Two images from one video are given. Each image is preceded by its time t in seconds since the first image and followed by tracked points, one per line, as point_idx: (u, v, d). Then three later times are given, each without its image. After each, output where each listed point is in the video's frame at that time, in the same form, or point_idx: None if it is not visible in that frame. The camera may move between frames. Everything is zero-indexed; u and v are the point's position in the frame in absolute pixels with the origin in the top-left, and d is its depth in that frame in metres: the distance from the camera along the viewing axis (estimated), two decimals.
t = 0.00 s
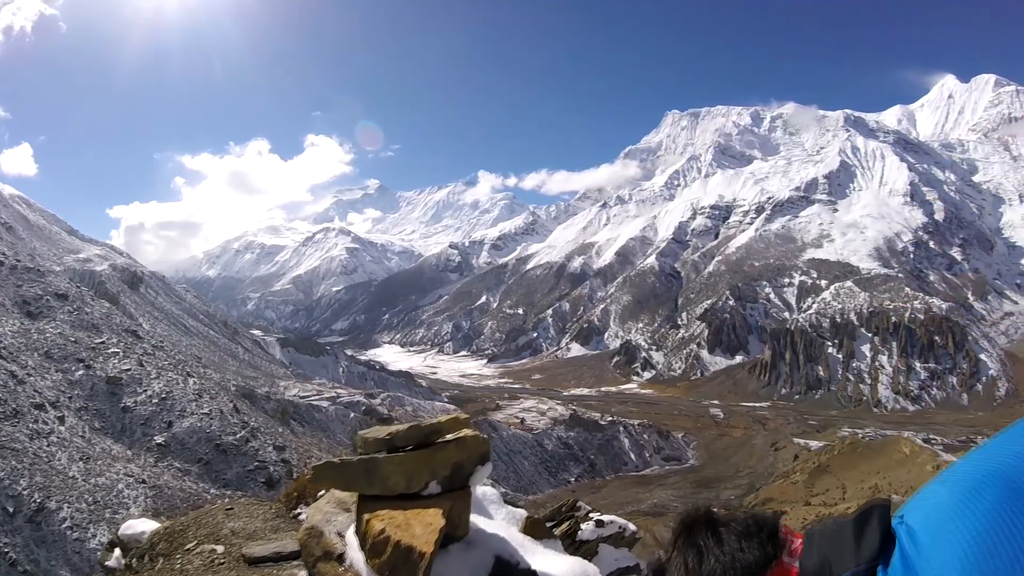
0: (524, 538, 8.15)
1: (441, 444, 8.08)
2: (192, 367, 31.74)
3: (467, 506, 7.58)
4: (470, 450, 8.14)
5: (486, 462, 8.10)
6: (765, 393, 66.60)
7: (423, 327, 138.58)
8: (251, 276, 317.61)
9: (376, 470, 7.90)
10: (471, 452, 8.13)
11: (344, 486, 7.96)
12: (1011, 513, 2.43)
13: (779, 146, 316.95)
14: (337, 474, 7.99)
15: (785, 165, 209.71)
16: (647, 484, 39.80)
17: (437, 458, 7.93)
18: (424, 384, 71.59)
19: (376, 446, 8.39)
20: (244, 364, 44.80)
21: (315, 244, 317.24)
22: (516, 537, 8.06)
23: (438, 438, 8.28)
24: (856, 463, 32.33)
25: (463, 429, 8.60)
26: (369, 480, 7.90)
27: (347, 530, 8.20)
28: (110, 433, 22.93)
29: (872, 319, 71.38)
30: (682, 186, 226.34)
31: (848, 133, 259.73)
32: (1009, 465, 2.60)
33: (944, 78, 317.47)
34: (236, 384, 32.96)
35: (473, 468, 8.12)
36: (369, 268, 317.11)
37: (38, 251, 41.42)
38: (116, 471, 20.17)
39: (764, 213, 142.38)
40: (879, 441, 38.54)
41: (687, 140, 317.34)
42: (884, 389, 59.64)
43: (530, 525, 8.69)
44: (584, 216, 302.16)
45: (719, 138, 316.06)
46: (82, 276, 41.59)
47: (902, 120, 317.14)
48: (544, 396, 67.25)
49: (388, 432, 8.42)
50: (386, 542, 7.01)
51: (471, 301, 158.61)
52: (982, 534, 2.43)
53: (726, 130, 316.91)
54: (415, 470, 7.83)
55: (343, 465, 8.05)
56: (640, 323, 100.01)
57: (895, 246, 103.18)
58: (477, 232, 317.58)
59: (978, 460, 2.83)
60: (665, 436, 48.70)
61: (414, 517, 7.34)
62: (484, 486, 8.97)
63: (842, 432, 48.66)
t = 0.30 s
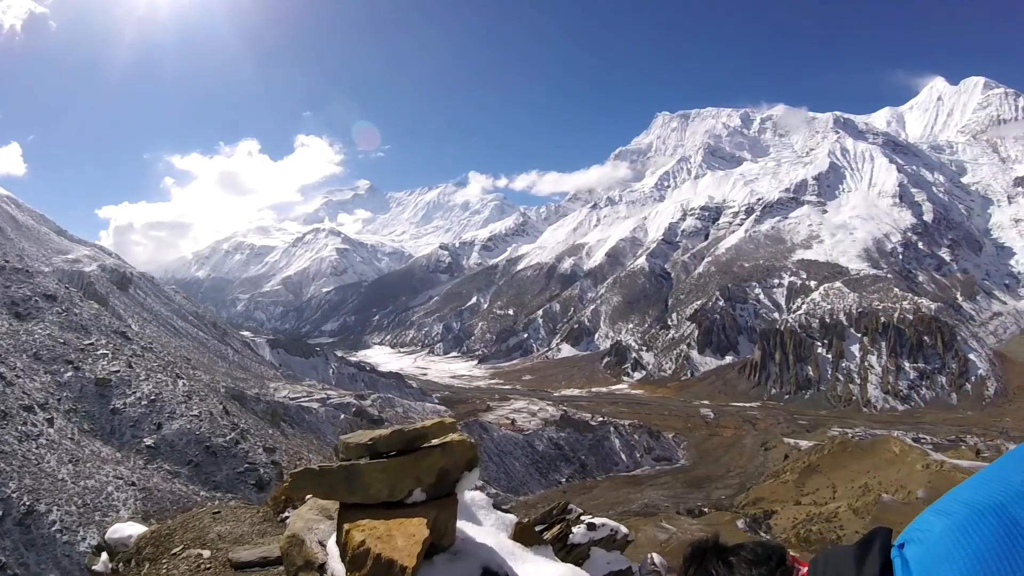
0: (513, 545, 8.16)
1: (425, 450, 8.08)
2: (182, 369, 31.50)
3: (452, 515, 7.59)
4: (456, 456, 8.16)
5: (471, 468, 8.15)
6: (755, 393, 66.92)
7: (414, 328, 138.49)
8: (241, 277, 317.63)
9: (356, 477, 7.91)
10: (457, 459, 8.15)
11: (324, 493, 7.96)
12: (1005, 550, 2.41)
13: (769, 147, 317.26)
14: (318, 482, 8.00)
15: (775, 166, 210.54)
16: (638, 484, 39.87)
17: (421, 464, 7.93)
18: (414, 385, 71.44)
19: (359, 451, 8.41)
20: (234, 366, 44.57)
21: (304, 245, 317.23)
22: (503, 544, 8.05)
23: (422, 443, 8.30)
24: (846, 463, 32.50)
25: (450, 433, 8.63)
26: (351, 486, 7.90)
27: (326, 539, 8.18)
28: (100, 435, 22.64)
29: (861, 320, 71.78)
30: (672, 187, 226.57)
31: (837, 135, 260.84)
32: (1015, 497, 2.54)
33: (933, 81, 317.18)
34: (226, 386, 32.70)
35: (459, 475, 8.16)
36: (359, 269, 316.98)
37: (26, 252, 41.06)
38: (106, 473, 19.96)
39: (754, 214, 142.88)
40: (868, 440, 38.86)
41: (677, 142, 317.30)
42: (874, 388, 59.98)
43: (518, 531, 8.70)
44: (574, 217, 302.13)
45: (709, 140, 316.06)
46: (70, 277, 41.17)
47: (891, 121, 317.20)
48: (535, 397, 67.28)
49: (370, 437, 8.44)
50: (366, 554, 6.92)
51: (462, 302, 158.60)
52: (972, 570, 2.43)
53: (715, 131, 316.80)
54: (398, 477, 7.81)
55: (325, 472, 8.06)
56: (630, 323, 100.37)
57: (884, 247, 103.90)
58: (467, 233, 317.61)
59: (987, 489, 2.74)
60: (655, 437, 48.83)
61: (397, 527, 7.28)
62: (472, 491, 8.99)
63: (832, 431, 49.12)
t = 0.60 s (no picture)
0: (500, 548, 8.13)
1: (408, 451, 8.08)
2: (171, 370, 31.27)
3: (435, 518, 7.58)
4: (439, 457, 8.17)
5: (455, 470, 8.19)
6: (745, 393, 67.23)
7: (404, 329, 138.55)
8: (230, 277, 317.44)
9: (337, 480, 7.81)
10: (440, 461, 8.17)
11: (303, 497, 7.87)
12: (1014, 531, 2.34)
13: (759, 148, 317.38)
14: (296, 484, 7.87)
15: (765, 167, 211.35)
16: (629, 484, 39.98)
17: (404, 466, 7.94)
18: (404, 386, 71.31)
19: (339, 452, 8.35)
20: (224, 367, 44.28)
21: (295, 245, 316.90)
22: (490, 548, 8.03)
23: (405, 444, 8.29)
24: (835, 462, 32.69)
25: (433, 434, 8.65)
26: (331, 490, 7.83)
27: (306, 544, 8.12)
28: (89, 437, 22.41)
29: (850, 320, 72.25)
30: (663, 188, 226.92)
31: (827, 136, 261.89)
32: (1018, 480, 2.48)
33: (923, 83, 317.54)
34: (215, 387, 32.47)
35: (444, 476, 8.21)
36: (349, 270, 316.77)
37: (14, 252, 40.64)
38: (96, 475, 19.79)
39: (743, 215, 143.51)
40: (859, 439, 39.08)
41: (668, 143, 317.30)
42: (863, 388, 60.45)
43: (506, 532, 8.73)
44: (565, 217, 301.93)
45: (699, 140, 316.03)
46: (58, 277, 40.77)
47: (881, 122, 317.48)
48: (525, 397, 67.37)
49: (352, 437, 8.37)
50: (345, 560, 6.86)
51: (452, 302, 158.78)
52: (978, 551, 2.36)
53: (706, 132, 316.81)
54: (380, 480, 7.80)
55: (303, 474, 7.93)
56: (621, 324, 100.70)
57: (873, 248, 104.56)
58: (458, 234, 317.59)
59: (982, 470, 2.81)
60: (646, 437, 48.97)
61: (377, 532, 7.25)
62: (459, 493, 9.00)
63: (821, 430, 49.44)
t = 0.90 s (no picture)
0: (490, 549, 8.12)
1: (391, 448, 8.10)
2: (163, 371, 31.08)
3: (421, 518, 7.50)
4: (425, 455, 8.18)
5: (442, 469, 8.22)
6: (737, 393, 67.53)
7: (396, 329, 138.62)
8: (222, 278, 317.23)
9: (319, 479, 7.80)
10: (426, 460, 8.19)
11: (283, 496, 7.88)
12: None
13: (750, 150, 317.36)
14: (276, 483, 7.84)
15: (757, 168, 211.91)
16: (621, 483, 40.07)
17: (387, 464, 7.94)
18: (397, 387, 71.21)
19: (322, 450, 8.33)
20: (216, 368, 44.09)
21: (286, 245, 316.64)
22: (480, 550, 8.00)
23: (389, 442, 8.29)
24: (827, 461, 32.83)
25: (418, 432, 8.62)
26: (312, 489, 7.83)
27: (289, 544, 8.04)
28: (80, 439, 22.19)
29: (842, 319, 72.63)
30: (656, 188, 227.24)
31: (818, 138, 262.96)
32: None
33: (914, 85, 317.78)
34: (207, 388, 32.28)
35: (429, 476, 8.22)
36: (341, 270, 316.54)
37: (5, 252, 40.35)
38: (87, 477, 19.61)
39: (736, 215, 143.73)
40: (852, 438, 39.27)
41: (660, 143, 317.31)
42: (854, 387, 60.77)
43: (497, 532, 8.75)
44: (557, 217, 301.62)
45: (690, 141, 315.92)
46: (49, 278, 40.46)
47: (873, 123, 317.66)
48: (518, 398, 67.42)
49: (335, 435, 8.41)
50: (325, 560, 6.81)
51: (445, 303, 158.99)
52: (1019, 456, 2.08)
53: (698, 133, 316.83)
54: (364, 479, 7.78)
55: (284, 472, 7.92)
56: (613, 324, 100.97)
57: (865, 248, 105.03)
58: (450, 234, 317.53)
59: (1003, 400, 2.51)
60: (639, 437, 49.07)
61: (359, 532, 7.21)
62: (448, 494, 9.00)
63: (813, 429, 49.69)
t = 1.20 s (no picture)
0: (488, 553, 8.08)
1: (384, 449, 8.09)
2: (162, 370, 31.09)
3: (415, 521, 7.48)
4: (421, 456, 8.14)
5: (438, 471, 8.19)
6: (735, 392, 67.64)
7: (395, 329, 138.70)
8: (220, 278, 317.36)
9: (310, 481, 7.85)
10: (423, 460, 8.17)
11: (273, 498, 7.89)
12: None
13: (749, 150, 317.42)
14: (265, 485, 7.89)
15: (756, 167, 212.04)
16: (621, 483, 40.10)
17: (379, 466, 7.91)
18: (396, 387, 71.20)
19: (314, 451, 8.35)
20: (214, 368, 44.05)
21: (285, 245, 316.77)
22: (478, 553, 7.95)
23: (383, 442, 8.27)
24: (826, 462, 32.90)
25: (413, 433, 8.57)
26: (303, 491, 7.85)
27: (278, 547, 8.03)
28: (79, 439, 22.14)
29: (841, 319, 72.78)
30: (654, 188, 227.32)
31: (817, 137, 262.98)
32: None
33: (913, 85, 317.68)
34: (205, 387, 32.26)
35: (425, 477, 8.20)
36: (340, 270, 316.74)
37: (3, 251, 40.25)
38: (86, 477, 19.58)
39: (734, 215, 143.82)
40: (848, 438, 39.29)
41: (659, 143, 317.38)
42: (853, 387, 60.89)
43: (496, 538, 8.60)
44: (556, 217, 301.44)
45: (689, 141, 316.16)
46: (47, 278, 40.44)
47: (871, 124, 317.51)
48: (517, 397, 67.44)
49: (327, 435, 8.43)
50: (314, 566, 6.80)
51: (443, 303, 159.20)
52: None
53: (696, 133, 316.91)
54: (355, 481, 7.77)
55: (273, 473, 7.97)
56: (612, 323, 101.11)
57: (863, 248, 105.17)
58: (449, 234, 317.59)
59: None
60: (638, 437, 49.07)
61: (350, 537, 7.16)
62: (446, 496, 8.98)
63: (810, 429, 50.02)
